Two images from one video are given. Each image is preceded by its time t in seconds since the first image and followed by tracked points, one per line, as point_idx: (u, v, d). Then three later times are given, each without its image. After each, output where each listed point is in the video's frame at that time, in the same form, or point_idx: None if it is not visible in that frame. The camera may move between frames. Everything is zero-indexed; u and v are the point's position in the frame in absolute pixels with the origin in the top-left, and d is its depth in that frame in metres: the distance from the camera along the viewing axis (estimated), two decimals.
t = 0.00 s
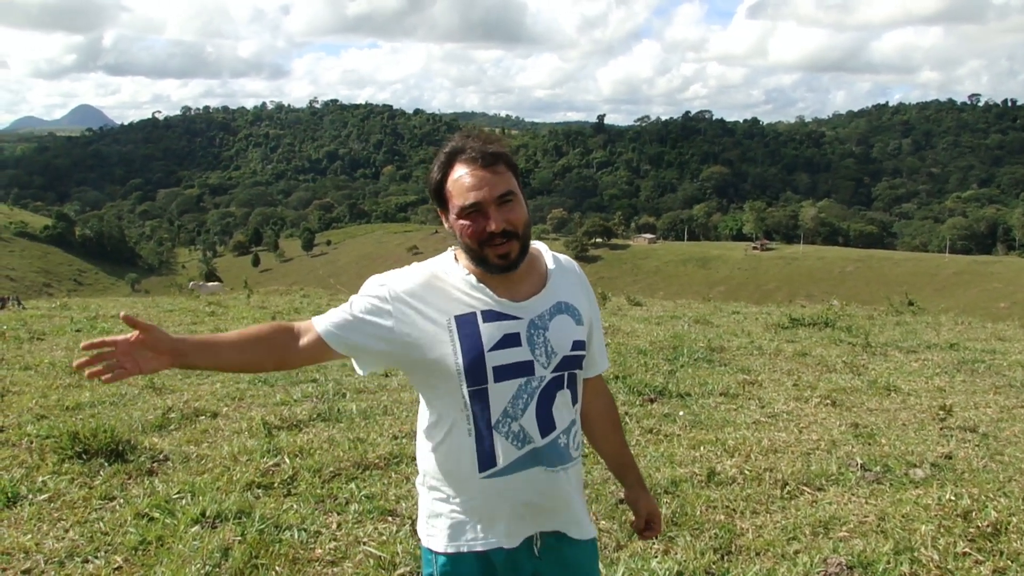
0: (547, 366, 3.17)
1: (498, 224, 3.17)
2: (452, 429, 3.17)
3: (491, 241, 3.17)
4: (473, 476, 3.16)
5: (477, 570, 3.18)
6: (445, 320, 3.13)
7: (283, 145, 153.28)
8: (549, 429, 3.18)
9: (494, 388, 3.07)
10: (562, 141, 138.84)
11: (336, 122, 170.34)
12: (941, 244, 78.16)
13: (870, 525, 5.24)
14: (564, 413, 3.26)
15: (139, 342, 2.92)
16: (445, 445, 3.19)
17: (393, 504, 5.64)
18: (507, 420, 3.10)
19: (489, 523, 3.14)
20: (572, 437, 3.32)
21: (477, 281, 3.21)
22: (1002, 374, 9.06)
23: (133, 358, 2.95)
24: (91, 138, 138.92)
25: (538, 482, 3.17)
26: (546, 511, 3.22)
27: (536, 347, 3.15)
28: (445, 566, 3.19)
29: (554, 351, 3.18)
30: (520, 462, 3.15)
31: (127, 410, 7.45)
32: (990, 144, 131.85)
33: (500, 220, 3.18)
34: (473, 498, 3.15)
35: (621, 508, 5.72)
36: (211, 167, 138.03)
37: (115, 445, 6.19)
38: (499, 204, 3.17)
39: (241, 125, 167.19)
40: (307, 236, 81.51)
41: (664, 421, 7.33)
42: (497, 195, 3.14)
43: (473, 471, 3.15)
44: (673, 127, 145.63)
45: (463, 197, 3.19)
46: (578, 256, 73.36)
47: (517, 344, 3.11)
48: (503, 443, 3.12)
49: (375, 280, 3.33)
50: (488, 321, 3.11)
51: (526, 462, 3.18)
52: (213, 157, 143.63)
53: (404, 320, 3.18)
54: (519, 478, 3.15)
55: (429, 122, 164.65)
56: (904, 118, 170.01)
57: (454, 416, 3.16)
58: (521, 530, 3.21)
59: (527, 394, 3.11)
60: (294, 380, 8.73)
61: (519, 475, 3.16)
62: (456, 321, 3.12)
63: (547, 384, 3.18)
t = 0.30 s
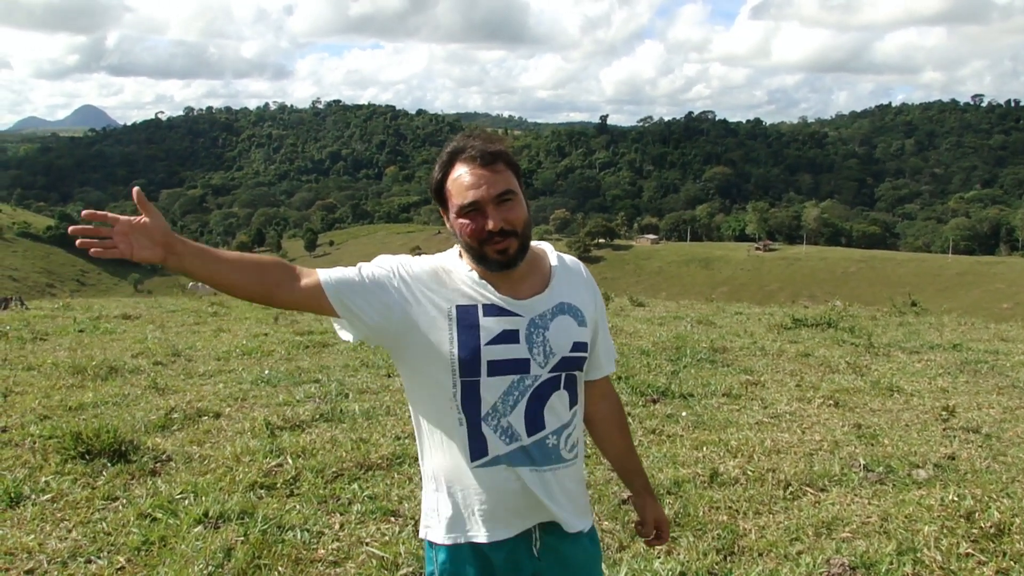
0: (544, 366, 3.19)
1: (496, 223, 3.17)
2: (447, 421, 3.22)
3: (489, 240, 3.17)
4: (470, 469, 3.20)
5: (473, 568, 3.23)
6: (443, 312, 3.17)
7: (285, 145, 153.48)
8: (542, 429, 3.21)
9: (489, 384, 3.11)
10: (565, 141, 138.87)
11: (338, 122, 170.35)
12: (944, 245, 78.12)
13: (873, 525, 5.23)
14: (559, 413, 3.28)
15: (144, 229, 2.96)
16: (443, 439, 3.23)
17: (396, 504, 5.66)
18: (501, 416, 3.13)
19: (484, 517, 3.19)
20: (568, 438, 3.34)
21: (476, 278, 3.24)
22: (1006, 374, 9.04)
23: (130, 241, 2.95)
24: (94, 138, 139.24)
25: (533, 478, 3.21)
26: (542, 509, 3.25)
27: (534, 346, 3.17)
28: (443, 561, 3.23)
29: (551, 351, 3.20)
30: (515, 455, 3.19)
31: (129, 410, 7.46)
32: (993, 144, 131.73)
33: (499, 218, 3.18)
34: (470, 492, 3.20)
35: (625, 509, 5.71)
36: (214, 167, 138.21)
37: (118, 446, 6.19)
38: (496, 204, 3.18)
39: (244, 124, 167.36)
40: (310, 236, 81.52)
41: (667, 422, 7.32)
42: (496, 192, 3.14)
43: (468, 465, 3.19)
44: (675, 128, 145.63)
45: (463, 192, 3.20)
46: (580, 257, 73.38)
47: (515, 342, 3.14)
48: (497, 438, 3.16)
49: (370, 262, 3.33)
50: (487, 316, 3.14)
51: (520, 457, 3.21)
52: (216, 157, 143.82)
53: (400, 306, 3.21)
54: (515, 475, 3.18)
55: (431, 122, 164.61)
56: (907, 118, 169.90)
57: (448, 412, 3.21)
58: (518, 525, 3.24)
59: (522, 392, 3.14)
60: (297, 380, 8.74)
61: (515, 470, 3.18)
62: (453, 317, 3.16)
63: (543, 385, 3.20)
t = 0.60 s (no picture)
0: (548, 369, 3.19)
1: (502, 223, 3.17)
2: (450, 423, 3.23)
3: (493, 240, 3.17)
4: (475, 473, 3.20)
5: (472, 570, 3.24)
6: (446, 315, 3.18)
7: (286, 145, 153.47)
8: (545, 432, 3.19)
9: (490, 388, 3.12)
10: (565, 141, 138.88)
11: (338, 122, 170.36)
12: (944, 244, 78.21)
13: (874, 525, 5.23)
14: (562, 414, 3.27)
15: (168, 299, 2.89)
16: (446, 442, 3.23)
17: (397, 504, 5.65)
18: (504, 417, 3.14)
19: (486, 519, 3.20)
20: (569, 440, 3.32)
21: (480, 281, 3.24)
22: (1005, 374, 9.04)
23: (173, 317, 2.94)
24: (95, 138, 139.48)
25: (533, 483, 3.19)
26: (546, 512, 3.25)
27: (537, 350, 3.17)
28: (442, 563, 3.24)
29: (555, 356, 3.19)
30: (516, 459, 3.16)
31: (130, 410, 7.46)
32: (993, 144, 131.78)
33: (505, 218, 3.18)
34: (473, 494, 3.19)
35: (625, 509, 5.71)
36: (214, 167, 138.34)
37: (118, 446, 6.19)
38: (505, 202, 3.18)
39: (244, 124, 167.40)
40: (310, 236, 81.60)
41: (668, 421, 7.33)
42: (504, 192, 3.13)
43: (468, 467, 3.19)
44: (675, 128, 145.63)
45: (471, 192, 3.21)
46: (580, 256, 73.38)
47: (519, 345, 3.14)
48: (498, 440, 3.15)
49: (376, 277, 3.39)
50: (488, 319, 3.14)
51: (524, 464, 3.18)
52: (216, 157, 143.93)
53: (408, 316, 3.23)
54: (515, 479, 3.17)
55: (431, 121, 164.54)
56: (907, 119, 169.98)
57: (452, 416, 3.22)
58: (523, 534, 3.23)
59: (527, 396, 3.14)
60: (297, 380, 8.74)
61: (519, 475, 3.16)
62: (454, 320, 3.16)
63: (546, 388, 3.20)
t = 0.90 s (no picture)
0: (547, 367, 3.22)
1: (495, 219, 3.18)
2: (455, 426, 3.24)
3: (488, 237, 3.20)
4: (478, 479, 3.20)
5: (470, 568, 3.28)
6: (447, 317, 3.18)
7: (281, 144, 153.20)
8: (546, 430, 3.23)
9: (494, 392, 3.14)
10: (561, 140, 138.77)
11: (334, 122, 170.13)
12: (939, 242, 78.27)
13: (869, 522, 5.25)
14: (563, 412, 3.30)
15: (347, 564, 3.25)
16: (450, 450, 3.25)
17: (392, 503, 5.70)
18: (505, 417, 3.15)
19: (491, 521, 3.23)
20: (567, 439, 3.36)
21: (476, 281, 3.23)
22: (1000, 371, 9.06)
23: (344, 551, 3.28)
24: (89, 138, 139.14)
25: (534, 483, 3.21)
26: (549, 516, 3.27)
27: (536, 348, 3.18)
28: (441, 563, 3.26)
29: (553, 352, 3.23)
30: (516, 460, 3.18)
31: (125, 411, 7.45)
32: (988, 141, 131.77)
33: (497, 215, 3.20)
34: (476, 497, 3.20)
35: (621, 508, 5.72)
36: (209, 167, 138.08)
37: (113, 446, 6.19)
38: (497, 200, 3.20)
39: (240, 124, 166.95)
40: (306, 235, 81.53)
41: (664, 420, 7.32)
42: (498, 188, 3.16)
43: (469, 470, 3.21)
44: (671, 126, 145.58)
45: (467, 187, 3.23)
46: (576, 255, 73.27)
47: (518, 345, 3.15)
48: (501, 440, 3.16)
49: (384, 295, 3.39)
50: (488, 322, 3.14)
51: (528, 465, 3.20)
52: (211, 157, 143.67)
53: (414, 331, 3.23)
54: (515, 482, 3.19)
55: (427, 119, 164.18)
56: (903, 116, 169.94)
57: (457, 422, 3.23)
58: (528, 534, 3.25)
59: (528, 393, 3.16)
60: (293, 379, 8.75)
61: (522, 475, 3.18)
62: (456, 323, 3.16)
63: (548, 386, 3.23)
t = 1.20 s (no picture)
0: (528, 365, 3.22)
1: (468, 218, 3.19)
2: (437, 430, 3.25)
3: (460, 234, 3.19)
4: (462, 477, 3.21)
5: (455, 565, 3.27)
6: (424, 318, 3.19)
7: (268, 143, 152.64)
8: (530, 427, 3.22)
9: (475, 392, 3.13)
10: (548, 136, 138.62)
11: (321, 120, 169.67)
12: (925, 238, 78.76)
13: (855, 518, 5.27)
14: (545, 410, 3.29)
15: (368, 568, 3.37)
16: (432, 449, 3.25)
17: (378, 504, 5.74)
18: (487, 417, 3.16)
19: (478, 520, 3.19)
20: (552, 435, 3.35)
21: (452, 282, 3.25)
22: (986, 366, 9.11)
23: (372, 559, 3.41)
24: (74, 137, 138.23)
25: (520, 479, 3.22)
26: (536, 509, 3.28)
27: (516, 345, 3.18)
28: (427, 560, 3.26)
29: (534, 350, 3.22)
30: (500, 458, 3.18)
31: (111, 411, 7.41)
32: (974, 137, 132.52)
33: (471, 212, 3.20)
34: (460, 496, 3.20)
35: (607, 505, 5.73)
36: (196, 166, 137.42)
37: (98, 447, 6.16)
38: (469, 198, 3.20)
39: (226, 122, 166.06)
40: (293, 234, 81.31)
41: (650, 418, 7.32)
42: (468, 187, 3.17)
43: (453, 469, 3.21)
44: (659, 124, 145.74)
45: (439, 186, 3.23)
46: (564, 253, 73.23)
47: (497, 343, 3.15)
48: (485, 440, 3.17)
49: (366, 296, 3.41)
50: (465, 323, 3.14)
51: (512, 462, 3.21)
52: (198, 156, 143.02)
53: (393, 329, 3.24)
54: (501, 476, 3.19)
55: (414, 117, 163.58)
56: (888, 112, 170.76)
57: (438, 421, 3.24)
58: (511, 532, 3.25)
59: (509, 392, 3.16)
60: (279, 378, 8.73)
61: (503, 472, 3.20)
62: (435, 324, 3.16)
63: (530, 384, 3.23)
